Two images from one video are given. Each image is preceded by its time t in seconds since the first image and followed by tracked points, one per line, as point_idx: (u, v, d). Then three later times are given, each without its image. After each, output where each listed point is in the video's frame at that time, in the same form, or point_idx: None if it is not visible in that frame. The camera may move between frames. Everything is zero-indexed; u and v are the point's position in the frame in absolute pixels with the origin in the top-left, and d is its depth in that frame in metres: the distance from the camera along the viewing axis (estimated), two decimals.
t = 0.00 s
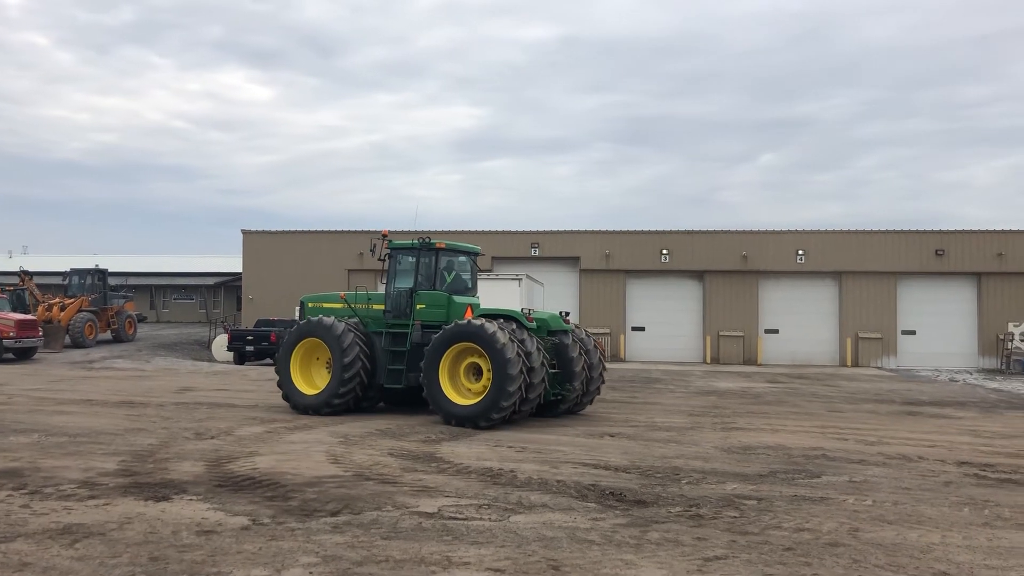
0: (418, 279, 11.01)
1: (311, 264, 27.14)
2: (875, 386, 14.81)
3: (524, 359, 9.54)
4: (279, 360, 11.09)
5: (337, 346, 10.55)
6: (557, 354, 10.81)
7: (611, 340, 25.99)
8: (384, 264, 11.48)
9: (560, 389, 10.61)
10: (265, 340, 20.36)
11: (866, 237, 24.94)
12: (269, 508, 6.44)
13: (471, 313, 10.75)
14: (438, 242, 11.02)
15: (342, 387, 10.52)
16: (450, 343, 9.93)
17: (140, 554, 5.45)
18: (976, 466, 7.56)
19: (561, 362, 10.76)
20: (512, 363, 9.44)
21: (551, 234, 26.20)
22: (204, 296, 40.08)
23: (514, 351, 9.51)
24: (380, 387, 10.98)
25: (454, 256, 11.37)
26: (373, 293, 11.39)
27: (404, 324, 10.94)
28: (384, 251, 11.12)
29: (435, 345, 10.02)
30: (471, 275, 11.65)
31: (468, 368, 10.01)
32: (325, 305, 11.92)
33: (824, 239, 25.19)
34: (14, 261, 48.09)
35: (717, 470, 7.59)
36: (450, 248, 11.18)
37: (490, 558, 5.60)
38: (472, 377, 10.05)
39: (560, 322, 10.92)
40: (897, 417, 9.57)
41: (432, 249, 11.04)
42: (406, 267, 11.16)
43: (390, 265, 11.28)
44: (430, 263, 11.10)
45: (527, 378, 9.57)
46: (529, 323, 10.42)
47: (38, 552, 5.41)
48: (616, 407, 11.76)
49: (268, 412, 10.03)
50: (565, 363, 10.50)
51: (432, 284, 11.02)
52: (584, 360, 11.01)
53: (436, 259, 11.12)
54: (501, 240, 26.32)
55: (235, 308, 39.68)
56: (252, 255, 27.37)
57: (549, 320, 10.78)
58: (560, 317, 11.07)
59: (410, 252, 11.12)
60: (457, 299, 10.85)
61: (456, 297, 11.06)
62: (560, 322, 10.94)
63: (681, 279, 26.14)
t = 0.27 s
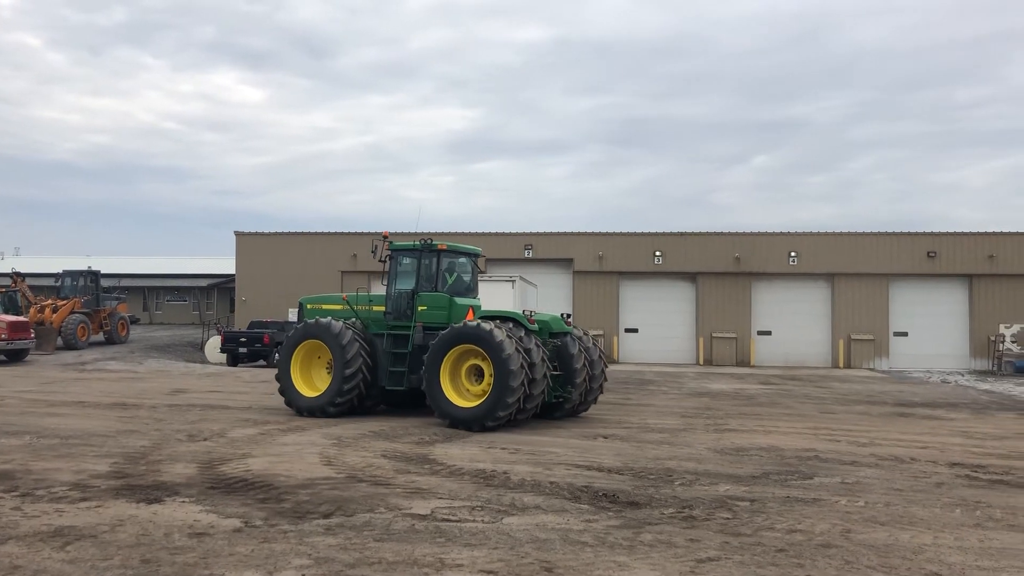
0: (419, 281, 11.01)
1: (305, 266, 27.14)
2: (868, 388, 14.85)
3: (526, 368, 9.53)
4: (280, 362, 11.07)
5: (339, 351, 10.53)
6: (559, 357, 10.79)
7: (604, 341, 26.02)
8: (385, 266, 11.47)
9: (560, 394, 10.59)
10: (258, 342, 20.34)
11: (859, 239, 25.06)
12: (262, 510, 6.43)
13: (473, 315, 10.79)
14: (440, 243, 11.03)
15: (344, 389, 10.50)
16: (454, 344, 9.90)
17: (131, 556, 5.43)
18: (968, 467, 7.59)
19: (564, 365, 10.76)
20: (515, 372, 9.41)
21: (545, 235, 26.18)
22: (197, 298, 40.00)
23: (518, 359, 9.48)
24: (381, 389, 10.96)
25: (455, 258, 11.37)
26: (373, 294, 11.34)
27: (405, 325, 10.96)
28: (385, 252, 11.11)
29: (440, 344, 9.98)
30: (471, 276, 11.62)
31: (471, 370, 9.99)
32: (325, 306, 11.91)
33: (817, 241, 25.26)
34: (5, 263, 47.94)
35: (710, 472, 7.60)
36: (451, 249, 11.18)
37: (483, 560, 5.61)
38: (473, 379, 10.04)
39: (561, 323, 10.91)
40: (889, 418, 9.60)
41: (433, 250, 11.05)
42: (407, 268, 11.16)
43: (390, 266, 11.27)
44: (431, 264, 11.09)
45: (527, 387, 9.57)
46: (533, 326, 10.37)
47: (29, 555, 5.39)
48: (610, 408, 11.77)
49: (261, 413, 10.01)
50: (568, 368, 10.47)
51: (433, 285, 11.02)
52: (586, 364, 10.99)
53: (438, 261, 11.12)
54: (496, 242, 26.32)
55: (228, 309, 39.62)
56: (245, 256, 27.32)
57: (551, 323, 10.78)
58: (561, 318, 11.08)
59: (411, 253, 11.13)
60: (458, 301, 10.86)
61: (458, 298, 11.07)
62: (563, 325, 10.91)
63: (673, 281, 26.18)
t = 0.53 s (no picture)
0: (418, 282, 10.99)
1: (296, 267, 27.09)
2: (857, 389, 14.91)
3: (526, 374, 9.50)
4: (278, 365, 11.03)
5: (339, 356, 10.49)
6: (560, 359, 10.76)
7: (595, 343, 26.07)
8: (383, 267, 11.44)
9: (559, 397, 10.58)
10: (247, 344, 20.29)
11: (848, 240, 25.16)
12: (251, 512, 6.41)
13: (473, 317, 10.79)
14: (440, 245, 11.01)
15: (344, 391, 10.48)
16: (455, 346, 9.84)
17: (119, 559, 5.41)
18: (956, 468, 7.62)
19: (564, 367, 10.73)
20: (515, 378, 9.40)
21: (536, 237, 26.18)
22: (186, 300, 39.88)
23: (519, 365, 9.46)
24: (380, 391, 10.95)
25: (454, 259, 11.36)
26: (373, 295, 11.34)
27: (404, 327, 10.92)
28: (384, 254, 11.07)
29: (441, 345, 9.93)
30: (471, 277, 11.61)
31: (472, 373, 9.97)
32: (322, 308, 11.87)
33: (806, 243, 25.36)
34: None
35: (700, 473, 7.61)
36: (450, 250, 11.16)
37: (473, 562, 5.61)
38: (473, 382, 10.03)
39: (561, 325, 10.89)
40: (878, 419, 9.64)
41: (433, 252, 11.03)
42: (406, 270, 11.13)
43: (389, 268, 11.24)
44: (431, 266, 11.07)
45: (527, 392, 9.57)
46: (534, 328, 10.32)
47: (15, 558, 5.36)
48: (601, 410, 11.77)
49: (251, 415, 9.97)
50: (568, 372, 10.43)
51: (434, 287, 11.00)
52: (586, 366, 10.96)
53: (438, 263, 11.10)
54: (487, 244, 26.32)
55: (218, 311, 39.52)
56: (235, 257, 27.24)
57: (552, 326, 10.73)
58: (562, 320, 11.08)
59: (410, 255, 11.11)
60: (458, 303, 10.86)
61: (458, 300, 11.06)
62: (564, 326, 10.87)
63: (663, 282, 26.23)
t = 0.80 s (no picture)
0: (417, 283, 10.97)
1: (284, 268, 27.03)
2: (843, 389, 15.00)
3: (527, 377, 9.49)
4: (276, 367, 10.99)
5: (338, 358, 10.45)
6: (560, 359, 10.74)
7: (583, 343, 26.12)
8: (382, 267, 11.43)
9: (559, 399, 10.57)
10: (234, 344, 20.22)
11: (834, 241, 25.27)
12: (237, 513, 6.39)
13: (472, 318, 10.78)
14: (439, 245, 10.99)
15: (343, 393, 10.45)
16: (456, 347, 9.80)
17: (104, 561, 5.38)
18: (941, 467, 7.67)
19: (564, 368, 10.70)
20: (516, 381, 9.38)
21: (524, 238, 26.21)
22: (173, 300, 39.70)
23: (520, 368, 9.44)
24: (380, 393, 10.92)
25: (454, 259, 11.34)
26: (371, 295, 11.37)
27: (403, 328, 10.92)
28: (383, 253, 11.05)
29: (442, 346, 9.87)
30: (470, 277, 11.60)
31: (473, 373, 9.93)
32: (319, 309, 11.88)
33: (792, 244, 25.49)
34: None
35: (686, 473, 7.63)
36: (450, 250, 11.14)
37: (460, 562, 5.61)
38: (474, 383, 9.94)
39: (561, 326, 10.87)
40: (864, 419, 9.69)
41: (432, 252, 11.01)
42: (405, 269, 11.10)
43: (388, 268, 11.22)
44: (431, 266, 11.06)
45: (527, 395, 9.55)
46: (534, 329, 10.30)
47: None
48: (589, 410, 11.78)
49: (238, 416, 9.94)
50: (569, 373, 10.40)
51: (433, 287, 10.98)
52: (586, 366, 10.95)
53: (437, 262, 11.08)
54: (475, 244, 26.33)
55: (204, 312, 39.36)
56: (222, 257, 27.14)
57: (551, 325, 10.77)
58: (563, 321, 11.07)
59: (409, 255, 11.09)
60: (457, 303, 10.86)
61: (457, 300, 11.04)
62: (564, 327, 10.86)
63: (650, 283, 26.29)
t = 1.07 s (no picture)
0: (420, 281, 10.92)
1: (270, 267, 26.93)
2: (828, 386, 15.08)
3: (533, 377, 9.42)
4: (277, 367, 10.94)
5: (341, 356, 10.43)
6: (563, 359, 10.69)
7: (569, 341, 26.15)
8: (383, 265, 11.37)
9: (562, 399, 10.53)
10: (219, 344, 20.15)
11: (819, 239, 25.42)
12: (222, 513, 6.36)
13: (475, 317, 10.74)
14: (443, 243, 10.96)
15: (345, 393, 10.43)
16: (461, 346, 9.71)
17: (88, 562, 5.34)
18: (925, 464, 7.71)
19: (568, 368, 10.63)
20: (522, 381, 9.32)
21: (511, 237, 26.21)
22: (158, 299, 39.49)
23: (526, 368, 9.37)
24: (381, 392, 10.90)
25: (457, 258, 11.32)
26: (372, 294, 11.32)
27: (405, 327, 10.87)
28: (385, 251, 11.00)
29: (447, 344, 9.77)
30: (471, 277, 11.57)
31: (477, 373, 9.79)
32: (319, 307, 11.76)
33: (778, 242, 25.61)
34: None
35: (672, 471, 7.64)
36: (453, 249, 11.11)
37: (446, 561, 5.61)
38: (478, 382, 9.81)
39: (564, 326, 10.86)
40: (849, 417, 9.74)
41: (435, 250, 10.98)
42: (407, 267, 11.06)
43: (389, 266, 11.17)
44: (433, 264, 11.04)
45: (533, 395, 9.49)
46: (539, 328, 10.25)
47: None
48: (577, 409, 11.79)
49: (223, 415, 9.89)
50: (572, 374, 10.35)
51: (436, 285, 10.96)
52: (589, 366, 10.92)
53: (440, 261, 11.06)
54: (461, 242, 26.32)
55: (190, 311, 39.17)
56: (207, 256, 27.03)
57: (555, 325, 10.74)
58: (566, 321, 11.02)
59: (412, 253, 11.04)
60: (460, 303, 10.83)
61: (460, 300, 11.01)
62: (567, 327, 10.83)
63: (636, 282, 26.34)
